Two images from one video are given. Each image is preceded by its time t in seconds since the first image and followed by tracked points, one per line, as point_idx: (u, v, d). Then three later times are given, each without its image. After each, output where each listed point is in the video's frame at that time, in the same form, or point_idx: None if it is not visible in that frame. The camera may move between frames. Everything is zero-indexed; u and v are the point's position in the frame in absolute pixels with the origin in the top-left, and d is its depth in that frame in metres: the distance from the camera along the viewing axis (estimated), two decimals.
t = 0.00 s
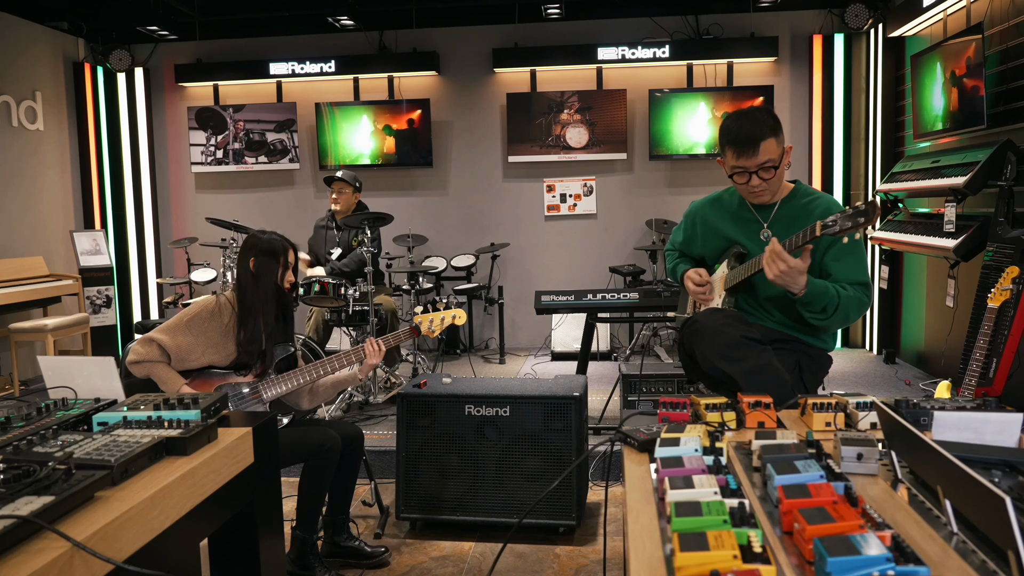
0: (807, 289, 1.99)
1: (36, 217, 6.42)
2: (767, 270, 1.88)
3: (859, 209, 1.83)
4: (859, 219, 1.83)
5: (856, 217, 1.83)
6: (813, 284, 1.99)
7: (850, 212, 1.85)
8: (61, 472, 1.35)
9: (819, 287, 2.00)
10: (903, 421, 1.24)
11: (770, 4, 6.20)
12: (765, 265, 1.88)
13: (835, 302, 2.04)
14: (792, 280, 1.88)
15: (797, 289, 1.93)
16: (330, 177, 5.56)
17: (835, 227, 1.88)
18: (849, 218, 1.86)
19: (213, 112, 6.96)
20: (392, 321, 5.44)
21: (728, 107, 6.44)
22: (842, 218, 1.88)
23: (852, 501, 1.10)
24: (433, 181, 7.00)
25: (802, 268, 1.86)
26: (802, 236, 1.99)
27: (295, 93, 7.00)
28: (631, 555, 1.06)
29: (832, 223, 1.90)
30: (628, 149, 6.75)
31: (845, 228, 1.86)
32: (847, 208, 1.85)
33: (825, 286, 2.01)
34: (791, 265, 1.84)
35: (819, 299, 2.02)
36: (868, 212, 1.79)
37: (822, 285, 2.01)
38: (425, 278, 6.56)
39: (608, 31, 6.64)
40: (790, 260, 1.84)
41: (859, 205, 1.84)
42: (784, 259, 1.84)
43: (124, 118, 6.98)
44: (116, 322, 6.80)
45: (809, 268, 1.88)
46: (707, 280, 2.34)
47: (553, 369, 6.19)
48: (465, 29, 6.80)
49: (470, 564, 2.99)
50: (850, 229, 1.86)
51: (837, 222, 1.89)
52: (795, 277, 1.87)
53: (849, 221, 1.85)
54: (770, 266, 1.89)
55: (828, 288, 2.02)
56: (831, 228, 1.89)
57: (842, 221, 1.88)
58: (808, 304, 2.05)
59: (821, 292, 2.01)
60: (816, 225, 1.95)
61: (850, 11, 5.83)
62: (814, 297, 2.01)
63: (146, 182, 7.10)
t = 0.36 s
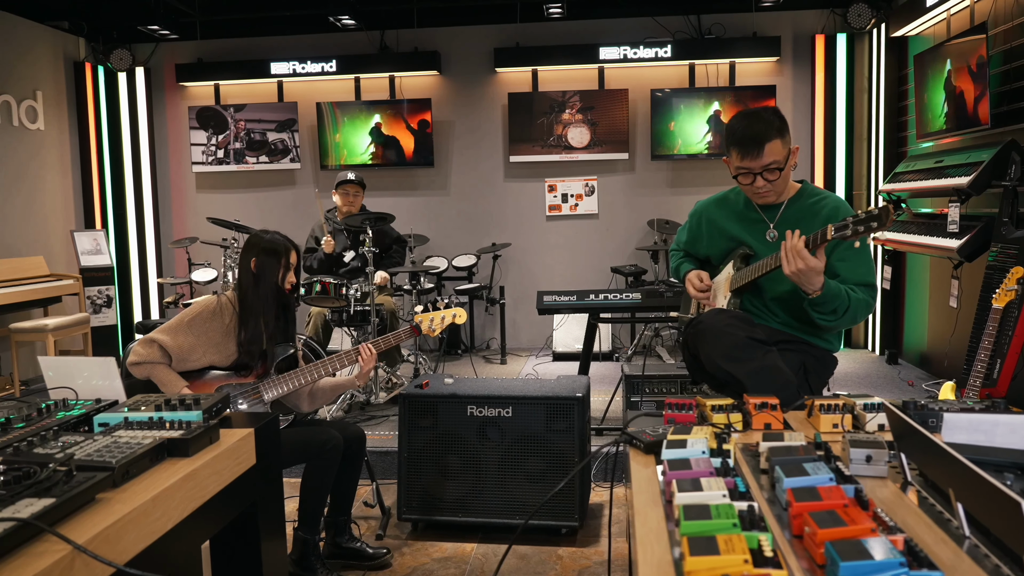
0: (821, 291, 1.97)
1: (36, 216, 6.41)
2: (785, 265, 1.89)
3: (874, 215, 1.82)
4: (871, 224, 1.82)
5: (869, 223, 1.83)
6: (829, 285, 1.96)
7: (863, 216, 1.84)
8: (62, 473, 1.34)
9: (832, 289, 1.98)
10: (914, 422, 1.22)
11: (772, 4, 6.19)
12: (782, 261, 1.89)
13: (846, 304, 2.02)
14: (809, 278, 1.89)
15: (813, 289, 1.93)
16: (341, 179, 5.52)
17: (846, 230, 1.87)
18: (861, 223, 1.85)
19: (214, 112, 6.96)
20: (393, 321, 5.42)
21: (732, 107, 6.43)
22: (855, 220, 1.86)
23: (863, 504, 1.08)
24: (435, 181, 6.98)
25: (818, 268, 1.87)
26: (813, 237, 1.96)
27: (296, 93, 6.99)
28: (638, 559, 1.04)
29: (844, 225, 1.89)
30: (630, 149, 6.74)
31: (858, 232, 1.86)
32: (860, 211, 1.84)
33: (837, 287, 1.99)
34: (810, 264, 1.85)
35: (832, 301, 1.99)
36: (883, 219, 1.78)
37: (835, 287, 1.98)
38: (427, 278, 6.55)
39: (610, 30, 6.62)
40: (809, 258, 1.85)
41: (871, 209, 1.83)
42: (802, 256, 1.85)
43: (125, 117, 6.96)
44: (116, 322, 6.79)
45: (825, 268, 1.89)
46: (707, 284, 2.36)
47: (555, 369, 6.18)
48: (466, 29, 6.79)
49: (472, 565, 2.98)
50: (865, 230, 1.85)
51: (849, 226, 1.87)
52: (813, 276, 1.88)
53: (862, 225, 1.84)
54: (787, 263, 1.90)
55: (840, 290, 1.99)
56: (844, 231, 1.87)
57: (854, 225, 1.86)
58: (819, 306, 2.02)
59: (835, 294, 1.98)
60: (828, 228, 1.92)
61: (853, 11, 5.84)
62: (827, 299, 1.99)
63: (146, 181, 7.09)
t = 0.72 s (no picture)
0: (828, 288, 1.96)
1: (35, 215, 6.38)
2: (788, 272, 1.88)
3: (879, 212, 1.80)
4: (877, 221, 1.80)
5: (874, 220, 1.81)
6: (835, 282, 1.97)
7: (868, 214, 1.83)
8: (60, 475, 1.32)
9: (837, 287, 1.97)
10: (925, 422, 1.20)
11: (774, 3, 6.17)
12: (784, 267, 1.88)
13: (853, 301, 2.01)
14: (812, 281, 1.87)
15: (817, 289, 1.92)
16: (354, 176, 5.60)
17: (851, 229, 1.86)
18: (867, 220, 1.83)
19: (213, 111, 6.94)
20: (393, 321, 5.41)
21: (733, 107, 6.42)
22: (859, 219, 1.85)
23: (875, 507, 1.06)
24: (435, 180, 6.96)
25: (821, 268, 1.86)
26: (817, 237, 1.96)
27: (296, 92, 6.97)
28: (649, 563, 1.03)
29: (849, 224, 1.88)
30: (630, 148, 6.73)
31: (864, 231, 1.84)
32: (866, 209, 1.83)
33: (843, 284, 1.98)
34: (809, 263, 1.83)
35: (838, 298, 1.99)
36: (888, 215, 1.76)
37: (841, 283, 1.98)
38: (427, 278, 6.53)
39: (611, 29, 6.61)
40: (807, 261, 1.83)
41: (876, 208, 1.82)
42: (802, 260, 1.84)
43: (124, 117, 6.94)
44: (115, 322, 6.76)
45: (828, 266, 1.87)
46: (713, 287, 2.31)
47: (556, 369, 6.16)
48: (467, 28, 6.77)
49: (473, 566, 2.96)
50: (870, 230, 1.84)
51: (854, 225, 1.86)
52: (816, 278, 1.86)
53: (867, 224, 1.83)
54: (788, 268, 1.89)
55: (845, 286, 1.99)
56: (849, 230, 1.87)
57: (859, 223, 1.85)
58: (826, 304, 2.02)
59: (841, 290, 1.98)
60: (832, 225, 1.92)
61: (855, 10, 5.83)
62: (833, 295, 1.98)
63: (146, 181, 7.07)
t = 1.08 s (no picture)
0: (827, 278, 1.95)
1: (29, 211, 6.32)
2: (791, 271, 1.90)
3: (876, 210, 1.77)
4: (875, 218, 1.77)
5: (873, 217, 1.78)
6: (833, 273, 1.95)
7: (866, 211, 1.80)
8: (54, 477, 1.30)
9: (837, 277, 1.96)
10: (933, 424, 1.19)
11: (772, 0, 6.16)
12: (785, 267, 1.89)
13: (853, 294, 1.99)
14: (814, 275, 1.90)
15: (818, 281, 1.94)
16: (347, 173, 5.52)
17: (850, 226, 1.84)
18: (865, 217, 1.81)
19: (208, 107, 6.89)
20: (390, 318, 5.39)
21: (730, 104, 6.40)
22: (857, 216, 1.83)
23: (885, 511, 1.05)
24: (431, 177, 6.94)
25: (820, 259, 1.89)
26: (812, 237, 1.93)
27: (292, 88, 6.93)
28: (655, 567, 1.01)
29: (848, 221, 1.85)
30: (628, 146, 6.71)
31: (861, 228, 1.82)
32: (864, 205, 1.80)
33: (843, 275, 1.97)
34: (811, 260, 1.85)
35: (838, 289, 1.97)
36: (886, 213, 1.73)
37: (842, 275, 1.97)
38: (423, 275, 6.51)
39: (609, 26, 6.58)
40: (809, 257, 1.85)
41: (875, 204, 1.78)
42: (802, 260, 1.86)
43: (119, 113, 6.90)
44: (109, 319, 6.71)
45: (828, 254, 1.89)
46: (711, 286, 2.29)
47: (553, 367, 6.14)
48: (464, 24, 6.74)
49: (471, 566, 2.95)
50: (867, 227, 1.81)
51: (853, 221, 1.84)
52: (818, 271, 1.88)
53: (864, 221, 1.81)
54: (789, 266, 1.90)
55: (845, 278, 1.98)
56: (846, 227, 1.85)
57: (857, 221, 1.82)
58: (825, 295, 2.01)
59: (841, 281, 1.97)
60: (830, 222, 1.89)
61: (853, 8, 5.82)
62: (833, 286, 1.97)
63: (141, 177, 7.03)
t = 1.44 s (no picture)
0: (824, 283, 1.94)
1: (16, 207, 6.24)
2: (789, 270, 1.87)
3: (879, 212, 1.77)
4: (878, 221, 1.77)
5: (875, 220, 1.78)
6: (831, 277, 1.93)
7: (867, 213, 1.80)
8: (46, 480, 1.27)
9: (835, 280, 1.95)
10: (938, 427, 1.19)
11: None
12: (784, 267, 1.88)
13: (851, 296, 1.99)
14: (812, 278, 1.87)
15: (815, 285, 1.91)
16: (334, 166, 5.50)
17: (851, 229, 1.84)
18: (866, 220, 1.81)
19: (199, 103, 6.83)
20: (382, 317, 5.36)
21: (724, 103, 6.40)
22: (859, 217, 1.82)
23: (891, 515, 1.04)
24: (424, 174, 6.91)
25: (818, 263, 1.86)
26: (814, 237, 1.94)
27: (284, 84, 6.88)
28: (659, 571, 1.00)
29: (850, 223, 1.85)
30: (621, 145, 6.70)
31: (863, 230, 1.81)
32: (868, 207, 1.80)
33: (841, 278, 1.96)
34: (809, 262, 1.83)
35: (835, 293, 1.96)
36: (888, 215, 1.73)
37: (840, 278, 1.96)
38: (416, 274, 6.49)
39: (603, 24, 6.56)
40: (809, 258, 1.82)
41: (876, 207, 1.79)
42: (802, 259, 1.83)
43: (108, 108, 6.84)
44: (99, 316, 6.64)
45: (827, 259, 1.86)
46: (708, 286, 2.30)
47: (546, 366, 6.14)
48: (458, 21, 6.71)
49: (465, 567, 2.93)
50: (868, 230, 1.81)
51: (853, 224, 1.84)
52: (814, 274, 1.85)
53: (866, 223, 1.80)
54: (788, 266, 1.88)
55: (843, 281, 1.97)
56: (849, 229, 1.84)
57: (859, 223, 1.83)
58: (823, 298, 2.00)
59: (840, 285, 1.95)
60: (831, 224, 1.90)
61: (847, 7, 5.77)
62: (831, 289, 1.96)
63: (130, 173, 6.96)
